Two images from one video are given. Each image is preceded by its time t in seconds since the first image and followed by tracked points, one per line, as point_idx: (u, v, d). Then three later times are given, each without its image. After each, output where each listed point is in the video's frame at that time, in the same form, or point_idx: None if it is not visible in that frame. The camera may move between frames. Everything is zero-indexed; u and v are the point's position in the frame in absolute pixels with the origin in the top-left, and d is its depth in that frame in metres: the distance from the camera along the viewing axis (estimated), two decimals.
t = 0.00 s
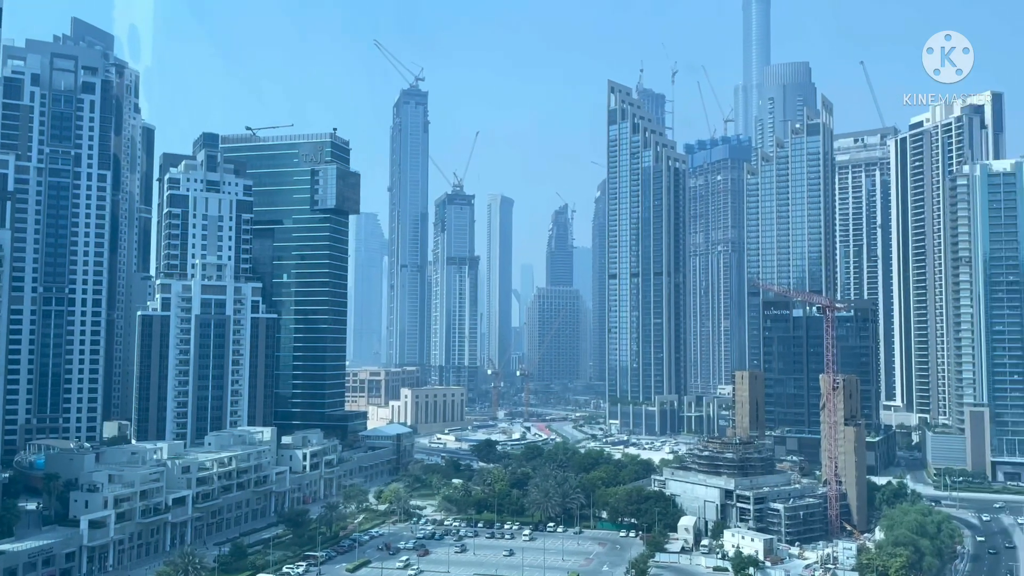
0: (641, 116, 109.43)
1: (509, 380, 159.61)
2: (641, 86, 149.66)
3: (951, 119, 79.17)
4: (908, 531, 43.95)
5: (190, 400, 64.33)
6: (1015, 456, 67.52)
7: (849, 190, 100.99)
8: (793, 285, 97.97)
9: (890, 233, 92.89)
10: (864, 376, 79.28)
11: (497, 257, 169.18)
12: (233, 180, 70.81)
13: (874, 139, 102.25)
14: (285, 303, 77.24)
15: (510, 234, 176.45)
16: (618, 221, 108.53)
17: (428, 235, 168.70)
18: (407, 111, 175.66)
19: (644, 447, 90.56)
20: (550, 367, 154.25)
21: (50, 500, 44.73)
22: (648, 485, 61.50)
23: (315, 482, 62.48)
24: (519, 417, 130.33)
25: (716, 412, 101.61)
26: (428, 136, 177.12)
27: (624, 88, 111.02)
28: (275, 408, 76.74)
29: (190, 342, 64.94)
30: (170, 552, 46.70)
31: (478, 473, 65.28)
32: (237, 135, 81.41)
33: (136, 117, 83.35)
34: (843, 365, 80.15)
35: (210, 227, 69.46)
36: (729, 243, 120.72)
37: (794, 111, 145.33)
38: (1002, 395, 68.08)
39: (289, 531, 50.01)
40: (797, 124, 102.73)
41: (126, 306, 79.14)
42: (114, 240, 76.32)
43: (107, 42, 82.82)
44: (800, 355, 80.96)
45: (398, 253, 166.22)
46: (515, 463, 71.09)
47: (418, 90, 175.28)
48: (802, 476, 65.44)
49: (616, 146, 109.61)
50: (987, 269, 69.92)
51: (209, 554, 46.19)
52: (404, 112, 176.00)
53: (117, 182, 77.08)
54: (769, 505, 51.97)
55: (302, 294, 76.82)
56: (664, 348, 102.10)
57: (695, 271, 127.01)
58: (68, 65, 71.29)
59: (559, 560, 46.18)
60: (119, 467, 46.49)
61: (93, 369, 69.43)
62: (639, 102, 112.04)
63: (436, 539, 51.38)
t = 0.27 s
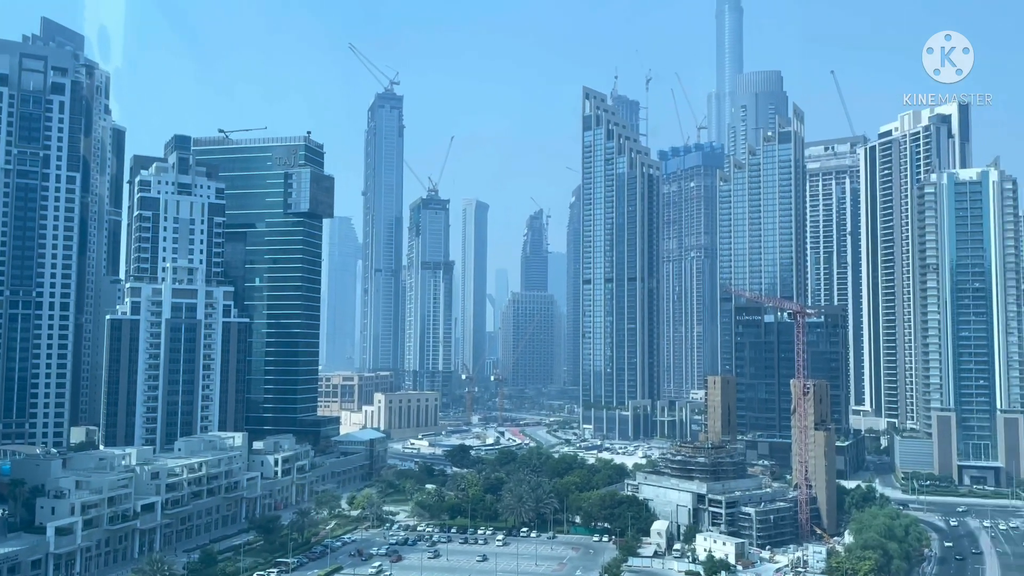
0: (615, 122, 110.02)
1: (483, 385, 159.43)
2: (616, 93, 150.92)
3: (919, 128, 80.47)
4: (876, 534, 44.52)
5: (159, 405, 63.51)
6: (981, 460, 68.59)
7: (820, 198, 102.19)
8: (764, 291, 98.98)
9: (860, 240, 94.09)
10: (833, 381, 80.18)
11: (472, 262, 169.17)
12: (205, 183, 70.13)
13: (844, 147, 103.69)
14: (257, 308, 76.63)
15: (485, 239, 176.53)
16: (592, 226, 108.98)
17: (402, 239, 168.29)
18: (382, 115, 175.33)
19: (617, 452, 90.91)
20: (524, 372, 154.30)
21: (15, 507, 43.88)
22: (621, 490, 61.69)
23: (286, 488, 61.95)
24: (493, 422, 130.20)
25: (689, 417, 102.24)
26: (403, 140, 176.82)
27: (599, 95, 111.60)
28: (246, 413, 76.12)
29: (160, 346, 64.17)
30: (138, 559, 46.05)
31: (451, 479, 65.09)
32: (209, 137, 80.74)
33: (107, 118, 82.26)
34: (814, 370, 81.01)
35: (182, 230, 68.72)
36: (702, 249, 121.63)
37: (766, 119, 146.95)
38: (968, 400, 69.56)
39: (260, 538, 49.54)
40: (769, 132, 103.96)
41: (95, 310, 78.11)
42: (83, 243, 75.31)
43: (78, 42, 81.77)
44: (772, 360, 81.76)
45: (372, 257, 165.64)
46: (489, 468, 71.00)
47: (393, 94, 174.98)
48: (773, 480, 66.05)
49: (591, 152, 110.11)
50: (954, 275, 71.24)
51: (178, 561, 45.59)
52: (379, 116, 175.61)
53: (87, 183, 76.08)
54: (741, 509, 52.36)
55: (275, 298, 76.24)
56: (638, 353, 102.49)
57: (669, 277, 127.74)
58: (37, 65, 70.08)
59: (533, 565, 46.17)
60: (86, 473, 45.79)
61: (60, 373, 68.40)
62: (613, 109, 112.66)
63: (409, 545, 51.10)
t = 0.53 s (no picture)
0: (595, 130, 110.50)
1: (462, 392, 159.06)
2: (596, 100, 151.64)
3: (894, 137, 81.48)
4: (853, 540, 44.88)
5: (134, 412, 62.72)
6: (955, 466, 69.35)
7: (797, 205, 103.13)
8: (743, 298, 99.44)
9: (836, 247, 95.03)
10: (810, 387, 80.79)
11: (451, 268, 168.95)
12: (182, 187, 69.58)
13: (821, 156, 104.79)
14: (235, 313, 75.98)
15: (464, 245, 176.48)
16: (573, 233, 109.24)
17: (381, 245, 167.71)
18: (362, 120, 174.92)
19: (597, 458, 90.97)
20: (504, 378, 154.16)
21: None
22: (600, 496, 61.70)
23: (263, 495, 61.41)
24: (472, 428, 129.86)
25: (668, 423, 102.54)
26: (383, 146, 176.45)
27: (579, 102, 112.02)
28: (223, 419, 75.40)
29: (136, 352, 63.43)
30: (112, 568, 45.41)
31: (430, 485, 64.82)
32: (186, 141, 80.06)
33: (83, 121, 81.24)
34: (791, 376, 81.57)
35: (158, 235, 68.05)
36: (681, 255, 122.26)
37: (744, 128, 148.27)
38: (943, 406, 70.22)
39: (236, 545, 49.07)
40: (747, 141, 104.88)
41: (69, 315, 77.16)
42: (58, 247, 74.42)
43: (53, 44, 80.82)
44: (749, 366, 82.25)
45: (351, 263, 164.96)
46: (468, 475, 70.81)
47: (372, 99, 174.65)
48: (751, 486, 66.38)
49: (571, 159, 110.46)
50: (929, 283, 72.11)
51: (153, 569, 45.02)
52: (358, 121, 175.20)
53: (62, 187, 75.20)
54: (719, 515, 52.54)
55: (252, 304, 75.64)
56: (617, 359, 102.67)
57: (648, 284, 128.26)
58: (12, 67, 69.14)
59: (512, 572, 46.02)
60: (59, 481, 45.08)
61: (33, 380, 67.44)
62: (593, 116, 113.11)
63: (387, 553, 50.81)
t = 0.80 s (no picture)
0: (570, 142, 111.01)
1: (437, 403, 158.55)
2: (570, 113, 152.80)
3: (863, 152, 82.78)
4: (824, 550, 45.29)
5: (102, 425, 61.75)
6: (923, 476, 70.23)
7: (769, 219, 104.35)
8: (715, 310, 100.52)
9: (807, 260, 96.23)
10: (782, 398, 81.53)
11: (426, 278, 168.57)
12: (153, 197, 68.96)
13: (792, 170, 106.21)
14: (206, 324, 75.25)
15: (439, 256, 176.48)
16: (547, 245, 109.50)
17: (355, 256, 167.14)
18: (336, 130, 174.49)
19: (571, 469, 91.05)
20: (478, 389, 153.87)
21: None
22: (574, 508, 61.71)
23: (234, 508, 60.67)
24: (446, 440, 129.37)
25: (642, 435, 102.86)
26: (357, 157, 176.07)
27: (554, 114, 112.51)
28: (193, 432, 74.52)
29: (104, 363, 62.53)
30: None
31: (403, 498, 64.49)
32: (158, 150, 79.36)
33: (53, 129, 79.97)
34: (763, 387, 82.25)
35: (128, 244, 67.29)
36: (655, 267, 122.87)
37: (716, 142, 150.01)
38: (911, 417, 71.16)
39: (206, 559, 48.44)
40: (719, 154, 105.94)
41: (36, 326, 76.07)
42: (25, 257, 73.37)
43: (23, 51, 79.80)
44: (722, 378, 82.84)
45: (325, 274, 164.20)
46: (442, 487, 70.53)
47: (347, 110, 174.36)
48: (723, 497, 66.79)
49: (546, 171, 110.83)
50: (897, 295, 73.19)
51: None
52: (333, 131, 174.78)
53: (30, 196, 74.17)
54: (692, 526, 52.74)
55: (224, 315, 74.98)
56: (592, 371, 102.80)
57: (623, 295, 128.84)
58: None
59: None
60: (25, 494, 44.24)
61: None
62: (568, 128, 113.64)
63: (359, 566, 50.42)
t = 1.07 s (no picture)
0: (548, 155, 111.41)
1: (415, 416, 157.81)
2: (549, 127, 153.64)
3: (838, 168, 83.81)
4: (800, 563, 45.49)
5: (74, 438, 60.79)
6: (897, 489, 70.75)
7: (745, 232, 105.31)
8: (693, 323, 101.08)
9: (783, 273, 97.14)
10: (758, 411, 81.99)
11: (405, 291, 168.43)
12: (128, 208, 68.34)
13: (767, 185, 107.33)
14: (181, 337, 74.55)
15: (418, 269, 176.52)
16: (526, 258, 109.67)
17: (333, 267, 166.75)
18: (314, 142, 173.90)
19: (548, 483, 90.87)
20: (456, 403, 153.32)
21: None
22: (552, 521, 61.50)
23: (207, 523, 59.88)
24: (424, 454, 128.67)
25: (620, 448, 102.92)
26: (335, 168, 175.67)
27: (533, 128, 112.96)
28: (167, 445, 73.63)
29: (76, 376, 61.76)
30: None
31: (379, 512, 63.97)
32: (133, 161, 78.67)
33: (26, 139, 77.95)
34: (740, 400, 82.63)
35: (102, 256, 66.58)
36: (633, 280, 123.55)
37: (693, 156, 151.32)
38: (886, 429, 71.98)
39: None
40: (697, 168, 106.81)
41: (7, 338, 75.11)
42: None
43: None
44: (699, 391, 83.17)
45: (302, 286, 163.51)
46: (419, 501, 70.06)
47: (326, 121, 173.86)
48: (700, 510, 66.93)
49: (525, 184, 111.13)
50: (871, 309, 73.99)
51: None
52: (311, 143, 174.18)
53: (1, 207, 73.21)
54: (669, 540, 52.76)
55: (200, 327, 74.25)
56: (570, 384, 102.89)
57: (601, 308, 129.20)
58: None
59: None
60: None
61: None
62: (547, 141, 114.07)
63: None
